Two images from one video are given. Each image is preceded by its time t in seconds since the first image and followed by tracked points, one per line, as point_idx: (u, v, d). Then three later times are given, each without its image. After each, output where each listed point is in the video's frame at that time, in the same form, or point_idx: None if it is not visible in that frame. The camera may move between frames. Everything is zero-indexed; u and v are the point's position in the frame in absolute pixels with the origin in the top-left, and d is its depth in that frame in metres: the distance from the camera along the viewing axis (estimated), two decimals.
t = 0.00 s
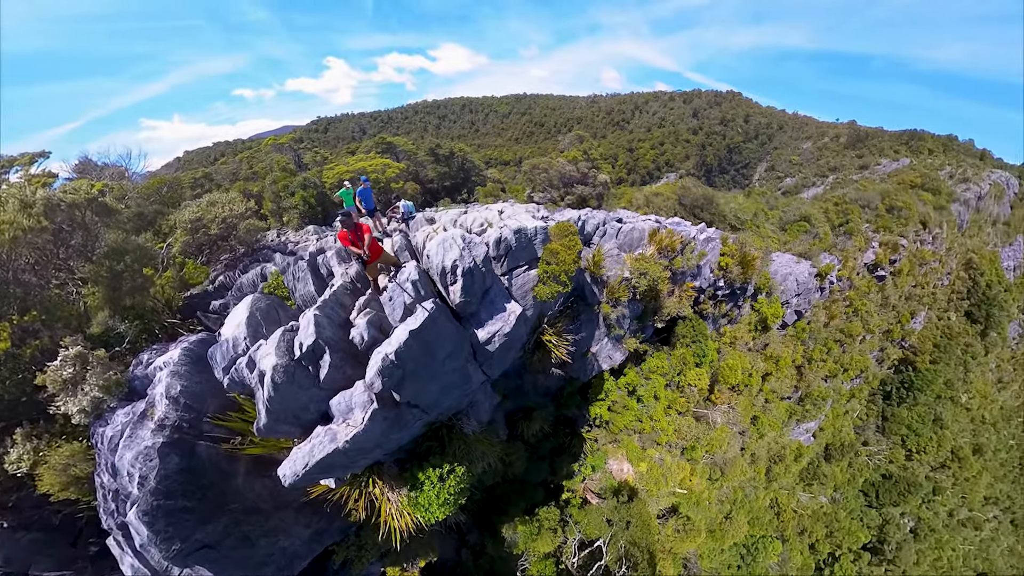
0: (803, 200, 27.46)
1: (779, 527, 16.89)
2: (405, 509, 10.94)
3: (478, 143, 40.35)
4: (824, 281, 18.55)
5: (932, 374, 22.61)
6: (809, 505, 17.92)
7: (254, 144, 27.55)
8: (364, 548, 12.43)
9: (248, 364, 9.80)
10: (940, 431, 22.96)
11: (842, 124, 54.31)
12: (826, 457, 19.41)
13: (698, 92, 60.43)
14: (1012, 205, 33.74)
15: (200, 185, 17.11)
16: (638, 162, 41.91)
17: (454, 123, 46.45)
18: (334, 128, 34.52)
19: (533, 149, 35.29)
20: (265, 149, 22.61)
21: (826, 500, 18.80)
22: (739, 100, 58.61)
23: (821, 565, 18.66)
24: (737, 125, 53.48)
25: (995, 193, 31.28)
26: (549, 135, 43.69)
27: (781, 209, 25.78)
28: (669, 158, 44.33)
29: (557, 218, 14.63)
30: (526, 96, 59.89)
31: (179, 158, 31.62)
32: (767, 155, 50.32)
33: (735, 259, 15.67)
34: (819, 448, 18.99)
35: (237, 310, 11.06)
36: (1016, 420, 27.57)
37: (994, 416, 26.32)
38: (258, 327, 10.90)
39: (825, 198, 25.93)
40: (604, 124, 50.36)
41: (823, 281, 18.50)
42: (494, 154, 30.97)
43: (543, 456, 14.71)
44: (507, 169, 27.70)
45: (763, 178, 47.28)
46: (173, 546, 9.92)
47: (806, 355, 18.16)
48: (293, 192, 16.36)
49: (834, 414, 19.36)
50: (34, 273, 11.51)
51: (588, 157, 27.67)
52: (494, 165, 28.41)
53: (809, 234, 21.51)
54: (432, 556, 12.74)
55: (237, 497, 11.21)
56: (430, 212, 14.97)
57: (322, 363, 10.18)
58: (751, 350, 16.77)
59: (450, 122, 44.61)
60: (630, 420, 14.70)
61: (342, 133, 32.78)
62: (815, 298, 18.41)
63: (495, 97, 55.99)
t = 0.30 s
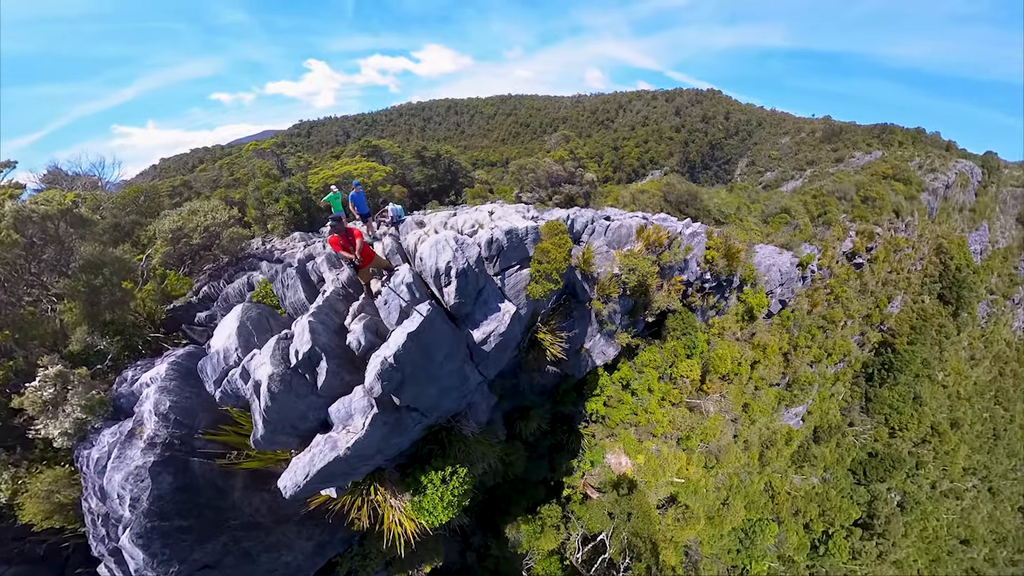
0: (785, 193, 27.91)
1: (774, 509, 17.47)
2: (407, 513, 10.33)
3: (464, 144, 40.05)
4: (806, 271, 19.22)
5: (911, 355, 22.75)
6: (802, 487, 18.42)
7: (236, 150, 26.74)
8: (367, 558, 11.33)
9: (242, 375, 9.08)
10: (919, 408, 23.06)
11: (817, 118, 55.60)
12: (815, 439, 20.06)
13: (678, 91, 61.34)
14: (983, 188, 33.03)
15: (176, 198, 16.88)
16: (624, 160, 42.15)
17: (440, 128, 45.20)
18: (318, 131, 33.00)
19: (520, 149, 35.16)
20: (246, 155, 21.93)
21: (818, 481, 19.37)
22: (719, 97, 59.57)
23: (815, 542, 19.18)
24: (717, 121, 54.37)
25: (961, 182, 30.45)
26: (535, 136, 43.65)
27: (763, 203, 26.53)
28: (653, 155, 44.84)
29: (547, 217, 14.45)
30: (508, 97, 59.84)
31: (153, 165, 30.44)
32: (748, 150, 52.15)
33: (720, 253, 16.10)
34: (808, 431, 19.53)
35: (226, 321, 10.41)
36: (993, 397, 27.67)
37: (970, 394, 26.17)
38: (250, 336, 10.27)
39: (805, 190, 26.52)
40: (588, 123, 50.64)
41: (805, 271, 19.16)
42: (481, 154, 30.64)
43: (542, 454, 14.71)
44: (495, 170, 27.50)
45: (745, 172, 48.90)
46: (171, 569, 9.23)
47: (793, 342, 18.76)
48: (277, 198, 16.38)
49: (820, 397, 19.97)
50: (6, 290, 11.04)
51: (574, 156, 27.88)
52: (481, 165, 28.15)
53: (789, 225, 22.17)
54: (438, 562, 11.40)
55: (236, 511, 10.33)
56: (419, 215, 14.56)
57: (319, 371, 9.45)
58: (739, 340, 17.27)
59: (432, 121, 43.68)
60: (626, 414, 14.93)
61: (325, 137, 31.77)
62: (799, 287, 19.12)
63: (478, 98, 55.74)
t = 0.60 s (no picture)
0: (764, 187, 28.66)
1: (769, 492, 17.78)
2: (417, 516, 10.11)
3: (449, 146, 39.83)
4: (788, 261, 19.92)
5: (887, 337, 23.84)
6: (794, 469, 19.02)
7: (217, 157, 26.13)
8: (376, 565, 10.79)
9: (244, 380, 8.80)
10: (898, 386, 24.06)
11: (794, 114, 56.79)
12: (804, 422, 20.50)
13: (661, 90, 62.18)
14: (947, 178, 34.53)
15: (155, 208, 16.69)
16: (609, 159, 42.47)
17: (426, 127, 44.28)
18: (301, 135, 32.11)
19: (506, 150, 35.15)
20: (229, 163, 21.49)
21: (808, 462, 19.98)
22: (700, 95, 60.46)
23: (809, 522, 19.63)
24: (699, 118, 54.45)
25: (930, 172, 32.20)
26: (521, 136, 43.42)
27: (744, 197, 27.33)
28: (637, 153, 44.66)
29: (537, 216, 14.49)
30: (489, 98, 59.83)
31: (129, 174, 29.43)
32: (729, 147, 50.87)
33: (706, 246, 16.55)
34: (797, 415, 20.14)
35: (221, 328, 10.11)
36: (966, 372, 28.29)
37: (945, 370, 26.85)
38: (246, 344, 9.98)
39: (783, 184, 27.41)
40: (573, 123, 51.00)
41: (786, 261, 19.88)
42: (468, 155, 30.51)
43: (542, 451, 14.74)
44: (482, 171, 27.43)
45: (728, 165, 47.92)
46: None
47: (778, 330, 19.45)
48: (262, 205, 16.45)
49: (807, 382, 20.58)
50: None
51: (561, 156, 28.18)
52: (468, 167, 28.04)
53: (771, 218, 22.95)
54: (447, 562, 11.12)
55: (240, 524, 9.96)
56: (409, 218, 14.43)
57: (324, 374, 9.30)
58: (727, 330, 17.81)
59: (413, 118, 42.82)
60: (622, 408, 15.19)
61: (308, 141, 31.09)
62: (781, 277, 19.78)
63: (461, 100, 55.60)
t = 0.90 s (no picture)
0: (744, 182, 29.43)
1: (763, 475, 18.26)
2: (425, 515, 9.93)
3: (434, 147, 39.32)
4: (769, 251, 20.61)
5: (867, 320, 24.92)
6: (785, 452, 19.61)
7: (196, 164, 25.40)
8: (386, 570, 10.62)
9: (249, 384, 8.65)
10: (878, 367, 24.83)
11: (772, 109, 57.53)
12: (792, 406, 21.11)
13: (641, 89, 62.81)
14: (915, 168, 35.58)
15: (132, 219, 16.22)
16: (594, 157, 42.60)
17: (409, 126, 43.58)
18: (282, 140, 30.89)
19: (492, 150, 34.99)
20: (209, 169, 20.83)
21: (798, 445, 20.62)
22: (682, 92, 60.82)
23: (803, 501, 20.12)
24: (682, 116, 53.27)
25: (899, 162, 33.37)
26: (508, 135, 41.98)
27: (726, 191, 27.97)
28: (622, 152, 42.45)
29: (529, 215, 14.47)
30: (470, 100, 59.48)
31: (101, 184, 28.32)
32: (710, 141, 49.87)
33: (691, 239, 17.04)
34: (786, 400, 20.74)
35: (217, 334, 9.77)
36: (938, 349, 29.13)
37: (920, 350, 27.68)
38: (245, 350, 9.68)
39: (763, 179, 28.20)
40: (557, 121, 50.96)
41: (768, 252, 20.55)
42: (454, 157, 29.90)
43: (542, 448, 14.80)
44: (469, 172, 27.22)
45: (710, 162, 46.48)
46: None
47: (763, 319, 20.10)
48: (247, 211, 16.30)
49: (793, 367, 21.21)
50: None
51: (548, 155, 28.27)
52: (455, 168, 27.73)
53: (753, 211, 23.59)
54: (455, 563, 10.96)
55: (246, 536, 9.70)
56: (399, 221, 14.22)
57: (329, 374, 9.17)
58: (716, 320, 18.33)
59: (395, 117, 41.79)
60: (617, 401, 15.44)
61: (288, 144, 30.10)
62: (764, 267, 20.50)
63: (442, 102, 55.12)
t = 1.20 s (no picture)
0: (726, 177, 30.15)
1: (756, 459, 18.80)
2: (435, 514, 9.66)
3: (418, 149, 38.86)
4: (752, 243, 21.34)
5: (847, 305, 25.79)
6: (775, 436, 20.25)
7: (173, 171, 24.59)
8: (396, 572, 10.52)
9: (255, 384, 8.43)
10: (859, 350, 25.69)
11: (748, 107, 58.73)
12: (780, 392, 21.82)
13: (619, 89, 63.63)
14: (886, 159, 36.36)
15: (109, 231, 15.74)
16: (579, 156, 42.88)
17: (393, 127, 41.41)
18: (263, 146, 29.55)
19: (477, 151, 34.94)
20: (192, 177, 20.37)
21: (787, 428, 21.34)
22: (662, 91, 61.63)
23: (796, 483, 20.80)
24: (666, 114, 51.34)
25: (871, 154, 34.33)
26: (495, 135, 40.86)
27: (709, 186, 28.68)
28: (607, 151, 41.22)
29: (521, 213, 14.54)
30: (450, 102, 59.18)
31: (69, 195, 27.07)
32: (691, 141, 48.93)
33: (677, 233, 17.50)
34: (774, 386, 21.39)
35: (214, 338, 9.34)
36: (915, 331, 29.98)
37: (898, 332, 28.51)
38: (244, 353, 9.27)
39: (744, 173, 28.97)
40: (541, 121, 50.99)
41: (751, 244, 21.30)
42: (439, 158, 29.69)
43: (542, 444, 14.82)
44: (455, 173, 27.11)
45: (692, 161, 45.70)
46: None
47: (749, 309, 20.77)
48: (231, 218, 16.10)
49: (779, 354, 21.94)
50: None
51: (535, 155, 28.45)
52: (441, 170, 27.50)
53: (735, 205, 24.31)
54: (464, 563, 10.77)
55: (254, 545, 9.43)
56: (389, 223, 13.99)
57: (336, 371, 9.04)
58: (704, 311, 18.89)
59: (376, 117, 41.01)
60: (612, 394, 15.68)
61: (269, 147, 29.20)
62: (748, 259, 21.25)
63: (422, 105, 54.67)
